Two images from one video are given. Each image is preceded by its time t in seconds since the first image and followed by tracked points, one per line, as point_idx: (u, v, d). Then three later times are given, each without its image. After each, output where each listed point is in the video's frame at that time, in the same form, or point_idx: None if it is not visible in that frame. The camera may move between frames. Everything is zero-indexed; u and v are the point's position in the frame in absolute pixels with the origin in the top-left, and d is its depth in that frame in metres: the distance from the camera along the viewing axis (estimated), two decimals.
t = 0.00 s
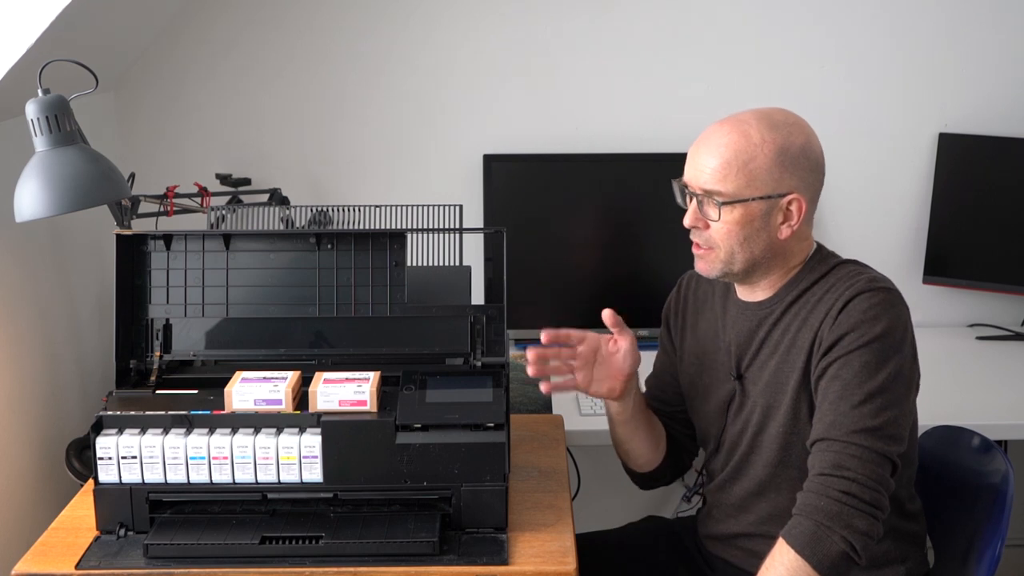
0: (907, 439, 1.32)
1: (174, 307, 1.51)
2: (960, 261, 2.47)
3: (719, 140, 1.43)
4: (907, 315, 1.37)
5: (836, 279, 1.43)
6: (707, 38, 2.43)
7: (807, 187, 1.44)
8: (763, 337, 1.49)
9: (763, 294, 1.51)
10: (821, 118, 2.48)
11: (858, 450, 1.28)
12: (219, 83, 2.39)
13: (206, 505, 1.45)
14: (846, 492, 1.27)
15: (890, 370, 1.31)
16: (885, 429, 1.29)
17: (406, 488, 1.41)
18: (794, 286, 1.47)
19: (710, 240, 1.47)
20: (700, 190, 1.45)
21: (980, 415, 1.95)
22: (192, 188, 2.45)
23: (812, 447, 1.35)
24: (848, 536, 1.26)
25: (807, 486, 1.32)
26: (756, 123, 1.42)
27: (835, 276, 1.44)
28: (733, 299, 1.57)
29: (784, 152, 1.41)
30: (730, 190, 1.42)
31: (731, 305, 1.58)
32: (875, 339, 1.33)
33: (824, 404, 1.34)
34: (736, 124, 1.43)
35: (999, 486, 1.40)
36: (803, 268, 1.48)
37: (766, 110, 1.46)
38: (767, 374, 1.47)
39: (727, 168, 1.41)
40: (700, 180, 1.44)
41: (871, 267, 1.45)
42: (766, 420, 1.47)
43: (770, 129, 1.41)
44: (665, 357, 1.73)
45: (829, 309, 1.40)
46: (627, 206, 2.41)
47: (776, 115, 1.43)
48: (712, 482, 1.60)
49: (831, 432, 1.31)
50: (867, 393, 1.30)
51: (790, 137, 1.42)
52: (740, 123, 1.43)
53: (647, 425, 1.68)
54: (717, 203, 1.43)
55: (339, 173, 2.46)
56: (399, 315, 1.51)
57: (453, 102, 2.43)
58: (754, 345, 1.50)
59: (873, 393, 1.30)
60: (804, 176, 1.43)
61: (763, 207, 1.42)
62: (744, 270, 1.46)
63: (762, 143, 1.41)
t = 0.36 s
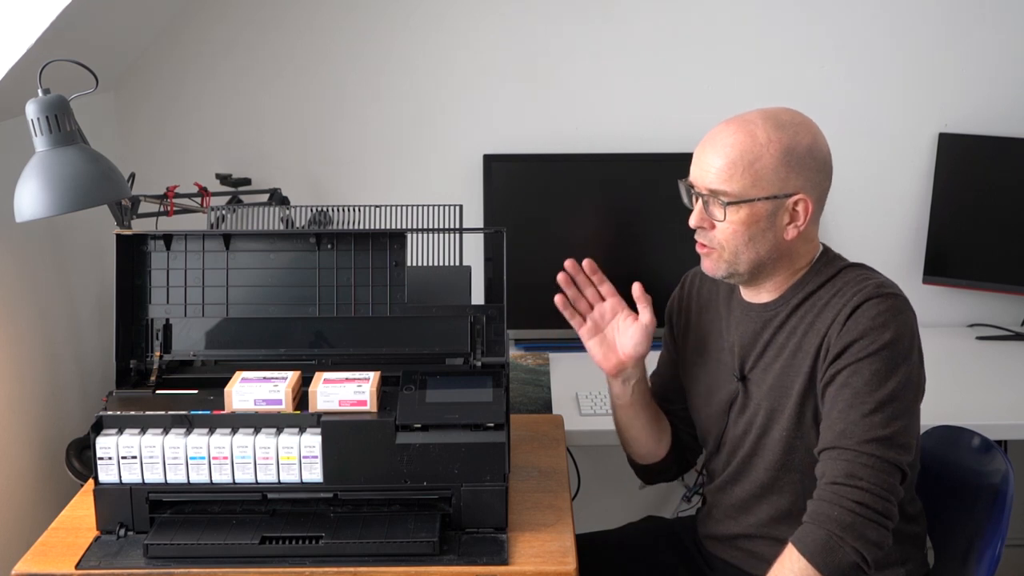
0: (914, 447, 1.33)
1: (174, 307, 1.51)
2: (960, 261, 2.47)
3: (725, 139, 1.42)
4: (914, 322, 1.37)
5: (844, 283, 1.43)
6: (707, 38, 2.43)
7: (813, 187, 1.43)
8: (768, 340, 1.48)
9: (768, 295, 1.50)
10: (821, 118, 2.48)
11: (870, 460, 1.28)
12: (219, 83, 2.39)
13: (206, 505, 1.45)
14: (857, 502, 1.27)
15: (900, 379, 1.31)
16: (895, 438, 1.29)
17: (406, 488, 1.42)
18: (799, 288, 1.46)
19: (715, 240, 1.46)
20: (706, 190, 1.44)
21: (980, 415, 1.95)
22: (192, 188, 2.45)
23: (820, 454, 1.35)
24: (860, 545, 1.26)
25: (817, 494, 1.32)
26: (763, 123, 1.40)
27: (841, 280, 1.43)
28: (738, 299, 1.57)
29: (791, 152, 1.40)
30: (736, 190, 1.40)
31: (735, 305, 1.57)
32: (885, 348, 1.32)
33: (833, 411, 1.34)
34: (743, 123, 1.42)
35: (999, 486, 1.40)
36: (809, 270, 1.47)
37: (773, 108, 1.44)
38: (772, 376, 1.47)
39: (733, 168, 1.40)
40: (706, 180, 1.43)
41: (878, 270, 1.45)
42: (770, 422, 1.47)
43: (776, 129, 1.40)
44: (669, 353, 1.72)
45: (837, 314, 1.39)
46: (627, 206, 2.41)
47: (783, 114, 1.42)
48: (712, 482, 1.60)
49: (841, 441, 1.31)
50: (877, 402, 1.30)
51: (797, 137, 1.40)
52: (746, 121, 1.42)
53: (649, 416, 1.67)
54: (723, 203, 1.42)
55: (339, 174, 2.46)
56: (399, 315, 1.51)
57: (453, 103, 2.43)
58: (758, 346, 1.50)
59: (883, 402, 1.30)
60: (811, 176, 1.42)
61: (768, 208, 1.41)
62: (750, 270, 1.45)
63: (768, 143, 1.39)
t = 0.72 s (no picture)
0: (922, 457, 1.32)
1: (174, 307, 1.51)
2: (961, 261, 2.47)
3: (739, 140, 1.42)
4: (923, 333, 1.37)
5: (853, 290, 1.43)
6: (707, 38, 2.43)
7: (825, 192, 1.43)
8: (775, 342, 1.49)
9: (776, 297, 1.50)
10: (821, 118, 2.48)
11: (881, 471, 1.28)
12: (218, 83, 2.39)
13: (206, 505, 1.45)
14: (868, 513, 1.26)
15: (911, 390, 1.31)
16: (906, 450, 1.29)
17: (406, 488, 1.42)
18: (806, 292, 1.47)
19: (725, 240, 1.46)
20: (718, 190, 1.44)
21: (980, 415, 1.95)
22: (192, 188, 2.45)
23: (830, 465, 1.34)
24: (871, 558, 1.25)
25: (827, 503, 1.31)
26: (778, 126, 1.41)
27: (850, 287, 1.44)
28: (745, 299, 1.57)
29: (805, 156, 1.40)
30: (748, 192, 1.41)
31: (742, 306, 1.57)
32: (895, 358, 1.33)
33: (843, 421, 1.34)
34: (758, 126, 1.42)
35: (999, 486, 1.40)
36: (817, 274, 1.47)
37: (790, 111, 1.44)
38: (777, 379, 1.47)
39: (746, 169, 1.40)
40: (719, 180, 1.43)
41: (887, 278, 1.45)
42: (774, 424, 1.47)
43: (791, 133, 1.40)
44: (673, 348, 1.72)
45: (846, 322, 1.39)
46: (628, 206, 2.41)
47: (800, 118, 1.42)
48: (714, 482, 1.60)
49: (851, 453, 1.31)
50: (888, 413, 1.30)
51: (811, 141, 1.41)
52: (762, 123, 1.42)
53: (636, 406, 1.68)
54: (735, 204, 1.42)
55: (339, 173, 2.46)
56: (399, 315, 1.51)
57: (453, 102, 2.43)
58: (765, 348, 1.50)
59: (894, 414, 1.30)
60: (824, 182, 1.42)
61: (780, 211, 1.41)
62: (758, 272, 1.46)
63: (783, 147, 1.40)
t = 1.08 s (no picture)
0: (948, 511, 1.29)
1: (174, 307, 1.51)
2: (961, 261, 2.47)
3: (786, 163, 1.34)
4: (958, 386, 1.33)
5: (889, 328, 1.38)
6: (708, 38, 2.43)
7: (874, 220, 1.36)
8: (800, 362, 1.45)
9: (810, 317, 1.45)
10: (821, 118, 2.48)
11: (909, 530, 1.24)
12: (219, 83, 2.39)
13: (206, 505, 1.45)
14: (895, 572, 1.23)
15: (945, 447, 1.27)
16: (934, 511, 1.25)
17: (406, 487, 1.42)
18: (844, 317, 1.42)
19: (767, 264, 1.39)
20: (762, 214, 1.36)
21: (980, 415, 1.96)
22: (192, 187, 2.45)
23: (852, 511, 1.31)
24: None
25: (853, 552, 1.28)
26: (829, 150, 1.32)
27: (887, 322, 1.39)
28: (778, 312, 1.51)
29: (856, 183, 1.32)
30: (794, 222, 1.33)
31: (773, 317, 1.52)
32: (929, 412, 1.28)
33: (869, 467, 1.30)
34: (808, 148, 1.33)
35: (999, 486, 1.40)
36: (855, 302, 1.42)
37: (843, 131, 1.35)
38: (799, 400, 1.43)
39: (791, 197, 1.33)
40: (762, 204, 1.36)
41: (928, 319, 1.39)
42: (790, 445, 1.44)
43: (843, 158, 1.32)
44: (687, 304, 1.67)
45: (882, 363, 1.34)
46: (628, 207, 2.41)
47: (853, 141, 1.33)
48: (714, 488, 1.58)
49: (877, 506, 1.27)
50: (919, 470, 1.26)
51: (864, 167, 1.33)
52: (812, 145, 1.34)
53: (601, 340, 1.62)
54: (779, 231, 1.35)
55: (340, 173, 2.46)
56: (399, 315, 1.51)
57: (454, 102, 2.43)
58: (789, 365, 1.46)
59: (925, 471, 1.26)
60: (874, 209, 1.35)
61: (826, 240, 1.34)
62: (798, 298, 1.39)
63: (833, 174, 1.32)
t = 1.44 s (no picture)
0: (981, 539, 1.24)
1: (174, 307, 1.51)
2: (961, 261, 2.47)
3: (824, 172, 1.31)
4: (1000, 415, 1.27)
5: (931, 351, 1.32)
6: (708, 38, 2.43)
7: (916, 234, 1.32)
8: (836, 381, 1.40)
9: (845, 336, 1.40)
10: (821, 118, 2.48)
11: (942, 560, 1.19)
12: (218, 83, 2.39)
13: (206, 505, 1.45)
14: None
15: (985, 476, 1.22)
16: (966, 542, 1.20)
17: (406, 487, 1.41)
18: (882, 334, 1.37)
19: (802, 276, 1.35)
20: (798, 224, 1.33)
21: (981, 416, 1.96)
22: (192, 188, 2.45)
23: (886, 535, 1.24)
24: None
25: None
26: (869, 160, 1.29)
27: (930, 345, 1.33)
28: (810, 326, 1.46)
29: (897, 195, 1.29)
30: (830, 232, 1.30)
31: (804, 331, 1.47)
32: (972, 443, 1.23)
33: (903, 492, 1.25)
34: (846, 158, 1.30)
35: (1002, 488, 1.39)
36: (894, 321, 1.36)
37: (884, 140, 1.32)
38: (832, 419, 1.39)
39: (828, 207, 1.29)
40: (798, 214, 1.32)
41: (973, 342, 1.34)
42: (820, 463, 1.40)
43: (883, 169, 1.29)
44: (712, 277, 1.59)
45: (926, 389, 1.29)
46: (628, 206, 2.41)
47: (893, 150, 1.30)
48: (730, 499, 1.55)
49: (913, 532, 1.21)
50: (955, 499, 1.20)
51: (906, 178, 1.29)
52: (851, 155, 1.30)
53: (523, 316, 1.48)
54: (814, 241, 1.31)
55: (340, 173, 2.46)
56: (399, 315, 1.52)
57: (454, 102, 2.43)
58: (823, 382, 1.41)
59: (963, 501, 1.20)
60: (915, 223, 1.31)
61: (863, 253, 1.30)
62: (834, 313, 1.35)
63: (872, 184, 1.28)
